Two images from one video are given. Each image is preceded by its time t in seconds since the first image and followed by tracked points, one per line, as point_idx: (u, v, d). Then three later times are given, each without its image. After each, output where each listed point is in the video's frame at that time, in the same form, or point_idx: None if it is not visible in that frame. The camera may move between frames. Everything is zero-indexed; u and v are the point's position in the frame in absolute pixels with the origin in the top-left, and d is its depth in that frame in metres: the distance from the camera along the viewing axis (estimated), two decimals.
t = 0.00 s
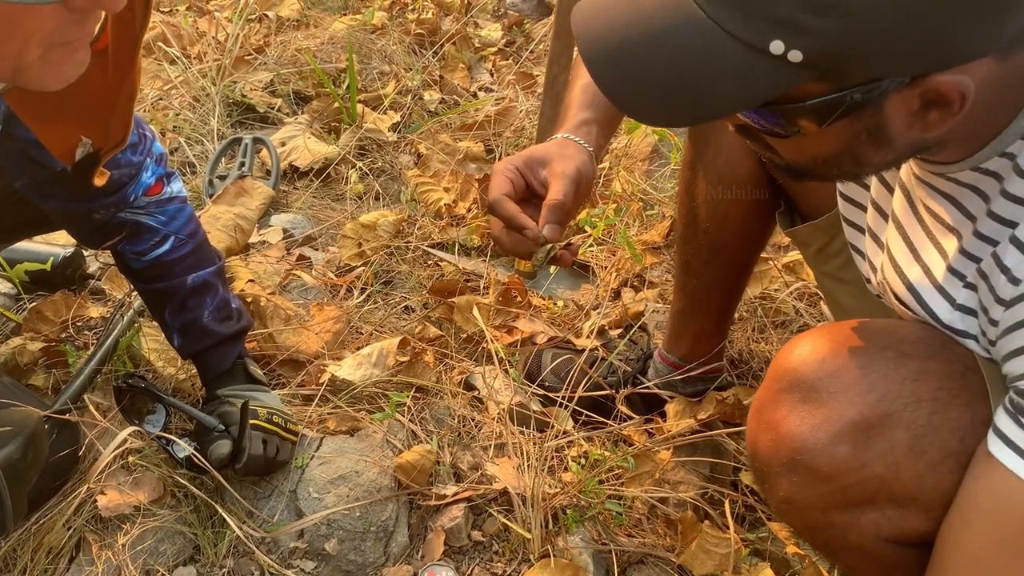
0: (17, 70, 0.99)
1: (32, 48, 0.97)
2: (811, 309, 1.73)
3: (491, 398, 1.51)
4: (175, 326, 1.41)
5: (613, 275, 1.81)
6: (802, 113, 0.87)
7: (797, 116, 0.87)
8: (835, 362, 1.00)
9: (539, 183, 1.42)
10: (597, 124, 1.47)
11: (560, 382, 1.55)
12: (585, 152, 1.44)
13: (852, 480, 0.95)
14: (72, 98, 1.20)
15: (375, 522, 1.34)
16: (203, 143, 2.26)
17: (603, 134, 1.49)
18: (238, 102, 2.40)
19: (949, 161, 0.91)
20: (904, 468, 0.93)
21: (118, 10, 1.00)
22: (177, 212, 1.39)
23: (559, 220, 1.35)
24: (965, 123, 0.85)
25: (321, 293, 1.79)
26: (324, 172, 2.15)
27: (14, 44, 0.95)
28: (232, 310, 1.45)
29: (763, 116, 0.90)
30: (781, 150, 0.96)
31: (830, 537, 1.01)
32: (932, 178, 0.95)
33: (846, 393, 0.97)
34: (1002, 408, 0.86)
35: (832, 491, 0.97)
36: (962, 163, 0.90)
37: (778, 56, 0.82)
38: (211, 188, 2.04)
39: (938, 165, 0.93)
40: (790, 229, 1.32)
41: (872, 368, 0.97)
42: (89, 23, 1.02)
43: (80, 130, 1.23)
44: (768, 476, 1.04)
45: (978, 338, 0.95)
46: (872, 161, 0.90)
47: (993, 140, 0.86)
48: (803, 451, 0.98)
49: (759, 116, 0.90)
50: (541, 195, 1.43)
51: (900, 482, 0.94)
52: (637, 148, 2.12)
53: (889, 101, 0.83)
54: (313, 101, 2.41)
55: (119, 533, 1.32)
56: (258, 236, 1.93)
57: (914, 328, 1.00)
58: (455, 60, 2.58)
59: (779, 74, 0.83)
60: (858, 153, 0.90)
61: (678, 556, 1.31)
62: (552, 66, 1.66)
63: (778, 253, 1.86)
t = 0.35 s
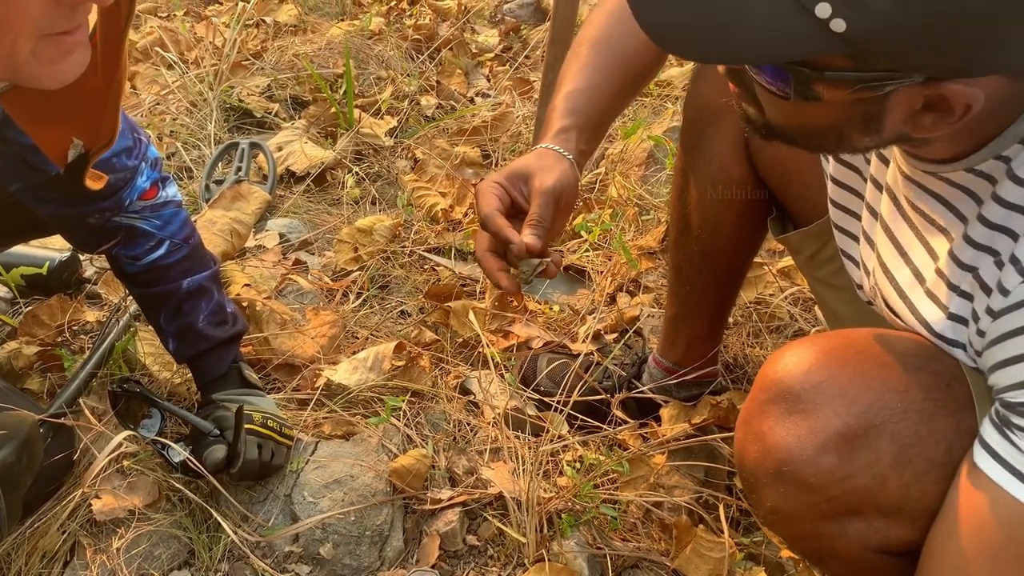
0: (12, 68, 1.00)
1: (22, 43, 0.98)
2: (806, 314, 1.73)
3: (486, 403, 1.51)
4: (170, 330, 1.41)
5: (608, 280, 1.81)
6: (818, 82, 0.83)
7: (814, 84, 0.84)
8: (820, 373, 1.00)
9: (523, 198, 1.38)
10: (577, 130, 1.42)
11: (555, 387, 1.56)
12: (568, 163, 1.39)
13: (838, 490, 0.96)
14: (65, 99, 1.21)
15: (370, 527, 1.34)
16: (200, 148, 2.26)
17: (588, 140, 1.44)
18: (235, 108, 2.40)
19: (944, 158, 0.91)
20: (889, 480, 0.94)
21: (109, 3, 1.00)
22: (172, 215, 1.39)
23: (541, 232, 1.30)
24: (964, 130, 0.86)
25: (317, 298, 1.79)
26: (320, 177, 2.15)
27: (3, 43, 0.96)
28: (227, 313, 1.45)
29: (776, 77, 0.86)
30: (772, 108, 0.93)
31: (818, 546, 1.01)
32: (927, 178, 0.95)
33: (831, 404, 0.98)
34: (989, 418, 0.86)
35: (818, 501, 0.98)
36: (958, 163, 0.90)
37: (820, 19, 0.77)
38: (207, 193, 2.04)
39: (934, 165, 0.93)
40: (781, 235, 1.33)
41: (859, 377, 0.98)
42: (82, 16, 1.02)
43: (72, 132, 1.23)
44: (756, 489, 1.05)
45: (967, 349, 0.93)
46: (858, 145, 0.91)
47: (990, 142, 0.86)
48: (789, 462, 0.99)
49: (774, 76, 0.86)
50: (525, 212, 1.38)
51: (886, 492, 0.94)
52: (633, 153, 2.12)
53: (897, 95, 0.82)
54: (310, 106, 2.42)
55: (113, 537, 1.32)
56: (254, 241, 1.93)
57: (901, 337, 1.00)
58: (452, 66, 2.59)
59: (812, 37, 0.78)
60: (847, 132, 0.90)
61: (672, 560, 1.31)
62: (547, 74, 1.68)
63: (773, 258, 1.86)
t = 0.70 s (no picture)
0: None
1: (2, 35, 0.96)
2: (802, 317, 1.73)
3: (483, 406, 1.51)
4: (166, 334, 1.41)
5: (606, 282, 1.81)
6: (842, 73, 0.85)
7: (838, 74, 0.85)
8: (832, 382, 0.99)
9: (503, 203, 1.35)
10: (560, 137, 1.41)
11: (551, 390, 1.56)
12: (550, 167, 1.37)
13: (850, 501, 0.96)
14: (53, 99, 1.19)
15: (367, 530, 1.34)
16: (196, 151, 2.26)
17: (570, 149, 1.43)
18: (231, 110, 2.40)
19: (955, 159, 0.92)
20: (901, 489, 0.94)
21: None
22: (167, 219, 1.39)
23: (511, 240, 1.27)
24: (986, 131, 0.87)
25: (314, 301, 1.79)
26: (317, 180, 2.15)
27: None
28: (223, 317, 1.45)
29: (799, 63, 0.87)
30: (791, 100, 0.94)
31: (826, 556, 1.01)
32: (939, 181, 0.95)
33: (843, 413, 0.97)
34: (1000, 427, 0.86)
35: (830, 511, 0.97)
36: (970, 165, 0.91)
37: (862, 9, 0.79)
38: (203, 196, 2.04)
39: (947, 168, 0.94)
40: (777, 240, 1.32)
41: (869, 387, 0.97)
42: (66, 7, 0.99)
43: (60, 133, 1.22)
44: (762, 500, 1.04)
45: (978, 356, 0.94)
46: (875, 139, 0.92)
47: (1003, 145, 0.87)
48: (800, 471, 0.98)
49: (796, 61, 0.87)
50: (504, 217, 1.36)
51: (898, 502, 0.94)
52: (629, 156, 2.12)
53: (924, 88, 0.84)
54: (306, 108, 2.41)
55: (109, 541, 1.32)
56: (250, 242, 1.92)
57: (911, 344, 1.00)
58: (448, 68, 2.58)
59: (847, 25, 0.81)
60: (866, 126, 0.91)
61: (669, 564, 1.31)
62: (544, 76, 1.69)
63: (769, 260, 1.86)
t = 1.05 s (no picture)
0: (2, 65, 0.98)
1: (9, 38, 0.95)
2: (808, 317, 1.73)
3: (489, 407, 1.51)
4: (171, 337, 1.41)
5: (610, 283, 1.81)
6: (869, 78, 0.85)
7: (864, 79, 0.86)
8: (858, 374, 0.98)
9: (499, 196, 1.36)
10: (565, 137, 1.41)
11: (557, 391, 1.56)
12: (550, 168, 1.37)
13: (875, 493, 0.95)
14: (59, 103, 1.20)
15: (374, 532, 1.34)
16: (199, 153, 2.26)
17: (573, 149, 1.43)
18: (234, 112, 2.40)
19: (983, 158, 0.92)
20: (928, 482, 0.94)
21: None
22: (172, 222, 1.39)
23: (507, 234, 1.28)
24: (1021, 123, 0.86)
25: (318, 302, 1.79)
26: (320, 181, 2.15)
27: None
28: (229, 319, 1.45)
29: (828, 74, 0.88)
30: (828, 114, 0.94)
31: (848, 551, 1.00)
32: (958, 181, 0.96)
33: (870, 404, 0.96)
34: None
35: (855, 504, 0.97)
36: (997, 164, 0.91)
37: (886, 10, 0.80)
38: (207, 198, 2.04)
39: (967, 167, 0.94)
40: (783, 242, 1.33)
41: (896, 379, 0.97)
42: (71, 8, 0.99)
43: (66, 136, 1.23)
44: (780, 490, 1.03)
45: (1001, 349, 0.95)
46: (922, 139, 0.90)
47: None
48: (825, 464, 0.98)
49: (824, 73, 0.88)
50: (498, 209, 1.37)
51: (925, 495, 0.94)
52: (633, 156, 2.12)
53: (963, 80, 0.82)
54: (310, 110, 2.41)
55: (116, 544, 1.32)
56: (254, 245, 1.93)
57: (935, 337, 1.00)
58: (451, 69, 2.58)
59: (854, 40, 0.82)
60: (912, 126, 0.89)
61: (676, 564, 1.31)
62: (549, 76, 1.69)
63: (774, 260, 1.86)
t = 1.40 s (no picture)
0: (16, 79, 1.01)
1: (23, 52, 0.98)
2: (816, 319, 1.73)
3: (497, 411, 1.51)
4: (182, 341, 1.41)
5: (618, 286, 1.81)
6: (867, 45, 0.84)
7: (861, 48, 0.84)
8: (874, 384, 0.98)
9: (515, 185, 1.36)
10: (577, 129, 1.41)
11: (565, 395, 1.56)
12: (562, 157, 1.37)
13: (896, 503, 0.95)
14: (70, 109, 1.21)
15: (383, 535, 1.35)
16: (207, 157, 2.27)
17: (583, 143, 1.43)
18: (242, 116, 2.41)
19: (978, 140, 0.93)
20: (948, 489, 0.94)
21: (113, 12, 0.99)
22: (183, 227, 1.40)
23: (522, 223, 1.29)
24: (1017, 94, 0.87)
25: (327, 306, 1.79)
26: (329, 186, 2.16)
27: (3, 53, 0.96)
28: (240, 324, 1.45)
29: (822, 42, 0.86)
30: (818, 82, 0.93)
31: (869, 561, 1.01)
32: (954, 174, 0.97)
33: (887, 414, 0.96)
34: None
35: (876, 514, 0.97)
36: (993, 144, 0.92)
37: None
38: (215, 203, 2.05)
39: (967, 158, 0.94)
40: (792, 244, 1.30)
41: (912, 387, 0.96)
42: (84, 22, 1.00)
43: (80, 144, 1.24)
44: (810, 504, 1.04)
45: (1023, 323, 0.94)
46: (909, 114, 0.91)
47: None
48: (844, 475, 0.97)
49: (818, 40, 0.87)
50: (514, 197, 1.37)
51: (947, 503, 0.94)
52: (640, 159, 2.12)
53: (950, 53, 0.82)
54: (317, 114, 2.42)
55: (127, 547, 1.32)
56: (263, 249, 1.94)
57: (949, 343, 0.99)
58: (457, 73, 2.58)
59: None
60: (899, 100, 0.89)
61: (685, 568, 1.31)
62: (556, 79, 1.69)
63: (782, 263, 1.86)
